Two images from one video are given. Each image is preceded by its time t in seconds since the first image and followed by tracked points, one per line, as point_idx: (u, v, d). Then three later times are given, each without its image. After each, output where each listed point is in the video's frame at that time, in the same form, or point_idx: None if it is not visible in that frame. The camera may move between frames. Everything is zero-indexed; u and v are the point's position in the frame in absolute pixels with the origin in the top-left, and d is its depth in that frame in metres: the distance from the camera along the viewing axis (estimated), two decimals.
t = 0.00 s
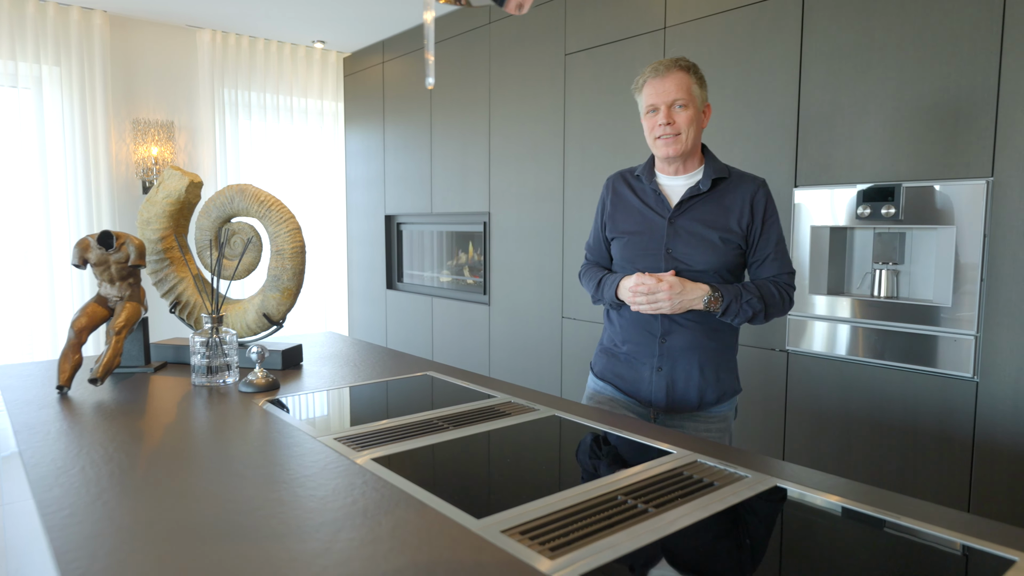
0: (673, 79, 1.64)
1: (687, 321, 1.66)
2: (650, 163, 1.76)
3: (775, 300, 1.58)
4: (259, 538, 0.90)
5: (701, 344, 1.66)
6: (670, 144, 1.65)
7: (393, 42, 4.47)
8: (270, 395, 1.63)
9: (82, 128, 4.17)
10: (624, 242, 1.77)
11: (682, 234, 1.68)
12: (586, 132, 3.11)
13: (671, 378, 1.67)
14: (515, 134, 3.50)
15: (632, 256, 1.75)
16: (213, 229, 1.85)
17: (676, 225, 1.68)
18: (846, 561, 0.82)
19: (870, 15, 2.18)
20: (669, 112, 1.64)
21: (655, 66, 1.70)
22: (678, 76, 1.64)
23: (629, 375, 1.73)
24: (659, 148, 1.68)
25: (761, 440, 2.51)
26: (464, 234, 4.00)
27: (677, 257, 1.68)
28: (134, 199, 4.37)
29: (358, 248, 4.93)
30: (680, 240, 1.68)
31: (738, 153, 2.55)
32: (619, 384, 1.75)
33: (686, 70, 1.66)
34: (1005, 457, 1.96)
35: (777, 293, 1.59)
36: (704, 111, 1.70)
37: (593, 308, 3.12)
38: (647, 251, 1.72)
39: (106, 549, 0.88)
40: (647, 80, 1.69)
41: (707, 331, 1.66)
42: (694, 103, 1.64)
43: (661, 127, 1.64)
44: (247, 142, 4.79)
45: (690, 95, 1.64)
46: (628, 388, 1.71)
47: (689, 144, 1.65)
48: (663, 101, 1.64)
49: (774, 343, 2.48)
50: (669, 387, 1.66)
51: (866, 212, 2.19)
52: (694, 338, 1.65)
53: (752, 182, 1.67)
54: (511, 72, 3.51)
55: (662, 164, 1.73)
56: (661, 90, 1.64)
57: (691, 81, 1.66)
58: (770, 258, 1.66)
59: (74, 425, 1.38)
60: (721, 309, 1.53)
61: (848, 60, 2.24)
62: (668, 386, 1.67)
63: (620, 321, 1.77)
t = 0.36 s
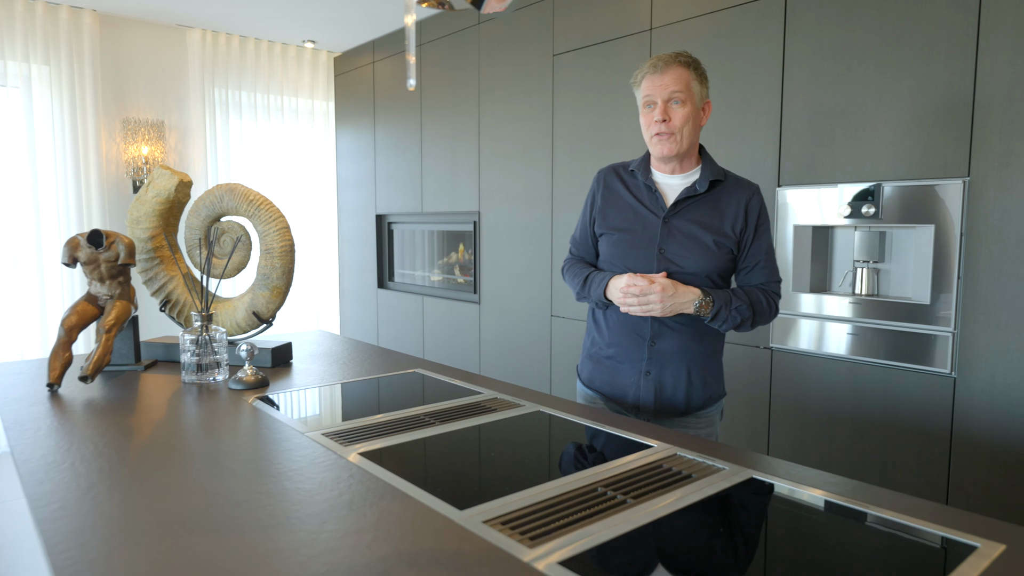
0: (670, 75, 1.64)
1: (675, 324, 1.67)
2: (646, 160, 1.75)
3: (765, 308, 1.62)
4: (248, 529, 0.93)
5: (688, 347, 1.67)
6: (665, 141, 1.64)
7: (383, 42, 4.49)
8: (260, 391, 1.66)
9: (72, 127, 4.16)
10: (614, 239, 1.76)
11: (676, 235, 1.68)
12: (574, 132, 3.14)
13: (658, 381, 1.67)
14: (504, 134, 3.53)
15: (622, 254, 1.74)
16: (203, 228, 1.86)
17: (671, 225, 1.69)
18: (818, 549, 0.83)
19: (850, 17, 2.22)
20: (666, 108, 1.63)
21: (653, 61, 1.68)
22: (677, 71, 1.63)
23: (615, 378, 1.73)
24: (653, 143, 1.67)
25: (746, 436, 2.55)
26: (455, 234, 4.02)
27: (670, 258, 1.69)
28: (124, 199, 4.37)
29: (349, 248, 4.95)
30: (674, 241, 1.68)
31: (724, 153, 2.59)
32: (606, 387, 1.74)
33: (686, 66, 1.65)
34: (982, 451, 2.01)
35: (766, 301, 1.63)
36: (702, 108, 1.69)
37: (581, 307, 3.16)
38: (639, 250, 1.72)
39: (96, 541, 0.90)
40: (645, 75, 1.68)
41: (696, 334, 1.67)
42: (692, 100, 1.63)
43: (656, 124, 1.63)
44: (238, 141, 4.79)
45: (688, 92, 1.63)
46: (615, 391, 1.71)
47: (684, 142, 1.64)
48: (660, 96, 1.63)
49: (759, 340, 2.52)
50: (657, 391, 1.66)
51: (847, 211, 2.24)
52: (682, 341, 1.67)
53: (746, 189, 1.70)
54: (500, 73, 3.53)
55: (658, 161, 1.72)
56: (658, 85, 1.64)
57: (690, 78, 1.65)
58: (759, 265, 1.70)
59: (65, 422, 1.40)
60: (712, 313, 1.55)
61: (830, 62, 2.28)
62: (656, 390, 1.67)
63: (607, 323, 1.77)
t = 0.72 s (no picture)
0: (627, 87, 1.59)
1: (659, 323, 1.68)
2: (611, 164, 1.75)
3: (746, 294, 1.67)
4: (239, 523, 0.94)
5: (673, 348, 1.68)
6: (629, 154, 1.64)
7: (375, 42, 4.50)
8: (251, 389, 1.66)
9: (62, 127, 4.15)
10: (588, 244, 1.76)
11: (652, 233, 1.69)
12: (565, 132, 3.16)
13: (644, 382, 1.67)
14: (495, 134, 3.55)
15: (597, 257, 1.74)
16: (194, 227, 1.87)
17: (645, 224, 1.69)
18: (798, 541, 0.85)
19: (836, 19, 2.25)
20: (626, 121, 1.61)
21: (606, 69, 1.63)
22: (634, 82, 1.59)
23: (599, 382, 1.72)
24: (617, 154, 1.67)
25: (736, 433, 2.58)
26: (446, 233, 4.03)
27: (648, 256, 1.69)
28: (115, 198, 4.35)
29: (341, 248, 4.95)
30: (651, 239, 1.69)
31: (713, 153, 2.61)
32: (590, 391, 1.73)
33: (641, 73, 1.60)
34: (966, 446, 2.04)
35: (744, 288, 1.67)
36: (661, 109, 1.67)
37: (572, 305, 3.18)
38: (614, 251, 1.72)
39: (88, 536, 0.91)
40: (600, 85, 1.63)
41: (679, 332, 1.69)
42: (652, 109, 1.61)
43: (619, 139, 1.62)
44: (230, 141, 4.79)
45: (647, 100, 1.60)
46: (600, 395, 1.70)
47: (649, 151, 1.64)
48: (619, 109, 1.60)
49: (748, 339, 2.55)
50: (644, 394, 1.66)
51: (834, 211, 2.26)
52: (667, 342, 1.67)
53: (713, 181, 1.73)
54: (492, 73, 3.55)
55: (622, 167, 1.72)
56: (616, 100, 1.60)
57: (647, 84, 1.60)
58: (732, 256, 1.74)
59: (56, 420, 1.40)
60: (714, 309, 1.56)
61: (817, 63, 2.31)
62: (642, 392, 1.68)
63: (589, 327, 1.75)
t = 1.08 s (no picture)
0: (587, 106, 1.54)
1: (649, 325, 1.66)
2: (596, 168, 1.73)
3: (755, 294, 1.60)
4: (234, 521, 0.95)
5: (664, 351, 1.64)
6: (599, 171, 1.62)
7: (369, 42, 4.51)
8: (245, 389, 1.67)
9: (55, 126, 4.14)
10: (580, 248, 1.77)
11: (641, 234, 1.67)
12: (559, 132, 3.17)
13: (635, 386, 1.65)
14: (489, 134, 3.56)
15: (589, 260, 1.75)
16: (189, 227, 1.87)
17: (633, 226, 1.68)
18: (786, 536, 0.86)
19: (826, 22, 2.27)
20: (591, 140, 1.57)
21: (571, 83, 1.57)
22: (594, 101, 1.53)
23: (592, 385, 1.72)
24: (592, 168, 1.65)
25: (728, 431, 2.60)
26: (440, 233, 4.04)
27: (637, 258, 1.67)
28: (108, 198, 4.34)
29: (334, 247, 4.95)
30: (639, 240, 1.67)
31: (705, 154, 2.63)
32: (584, 394, 1.73)
33: (604, 88, 1.53)
34: (955, 443, 2.07)
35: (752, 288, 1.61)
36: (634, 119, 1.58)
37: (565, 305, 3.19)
38: (603, 254, 1.72)
39: (85, 534, 0.91)
40: (566, 101, 1.59)
41: (672, 336, 1.65)
42: (616, 126, 1.54)
43: (586, 158, 1.60)
44: (223, 141, 4.78)
45: (609, 118, 1.53)
46: (593, 398, 1.70)
47: (619, 166, 1.60)
48: (583, 129, 1.56)
49: (740, 338, 2.57)
50: (633, 398, 1.64)
51: (825, 211, 2.29)
52: (658, 346, 1.64)
53: (711, 177, 1.67)
54: (486, 73, 3.56)
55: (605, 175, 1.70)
56: (578, 120, 1.56)
57: (609, 100, 1.53)
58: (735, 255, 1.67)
59: (50, 420, 1.41)
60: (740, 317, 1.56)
61: (809, 65, 2.33)
62: (633, 396, 1.66)
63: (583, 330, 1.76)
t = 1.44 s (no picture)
0: (594, 109, 1.51)
1: (650, 329, 1.62)
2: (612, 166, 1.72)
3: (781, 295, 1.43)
4: (229, 521, 0.95)
5: (666, 357, 1.59)
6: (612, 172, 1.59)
7: (364, 42, 4.51)
8: (241, 389, 1.67)
9: (49, 126, 4.13)
10: (599, 246, 1.76)
11: (647, 235, 1.63)
12: (553, 133, 3.18)
13: (637, 389, 1.63)
14: (484, 134, 3.56)
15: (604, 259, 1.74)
16: (183, 228, 1.87)
17: (641, 227, 1.64)
18: (775, 535, 0.87)
19: (819, 23, 2.29)
20: (601, 142, 1.55)
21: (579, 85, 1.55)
22: (602, 103, 1.50)
23: (600, 385, 1.72)
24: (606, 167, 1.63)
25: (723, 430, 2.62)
26: (435, 233, 4.05)
27: (641, 259, 1.63)
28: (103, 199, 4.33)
29: (330, 248, 4.95)
30: (645, 242, 1.63)
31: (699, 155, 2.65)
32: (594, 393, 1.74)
33: (610, 89, 1.50)
34: (946, 442, 2.09)
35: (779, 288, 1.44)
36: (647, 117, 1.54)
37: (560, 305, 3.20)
38: (614, 254, 1.70)
39: (80, 533, 0.92)
40: (575, 103, 1.57)
41: (674, 343, 1.59)
42: (625, 127, 1.51)
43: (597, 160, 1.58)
44: (218, 141, 4.78)
45: (618, 120, 1.50)
46: (599, 398, 1.70)
47: (632, 166, 1.58)
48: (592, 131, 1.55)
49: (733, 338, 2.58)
50: (632, 402, 1.62)
51: (818, 211, 2.30)
52: (657, 352, 1.60)
53: (732, 172, 1.55)
54: (480, 74, 3.57)
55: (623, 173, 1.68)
56: (586, 123, 1.54)
57: (616, 102, 1.50)
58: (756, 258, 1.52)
59: (44, 420, 1.41)
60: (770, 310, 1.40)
61: (801, 66, 2.34)
62: (633, 401, 1.63)
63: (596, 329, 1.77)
